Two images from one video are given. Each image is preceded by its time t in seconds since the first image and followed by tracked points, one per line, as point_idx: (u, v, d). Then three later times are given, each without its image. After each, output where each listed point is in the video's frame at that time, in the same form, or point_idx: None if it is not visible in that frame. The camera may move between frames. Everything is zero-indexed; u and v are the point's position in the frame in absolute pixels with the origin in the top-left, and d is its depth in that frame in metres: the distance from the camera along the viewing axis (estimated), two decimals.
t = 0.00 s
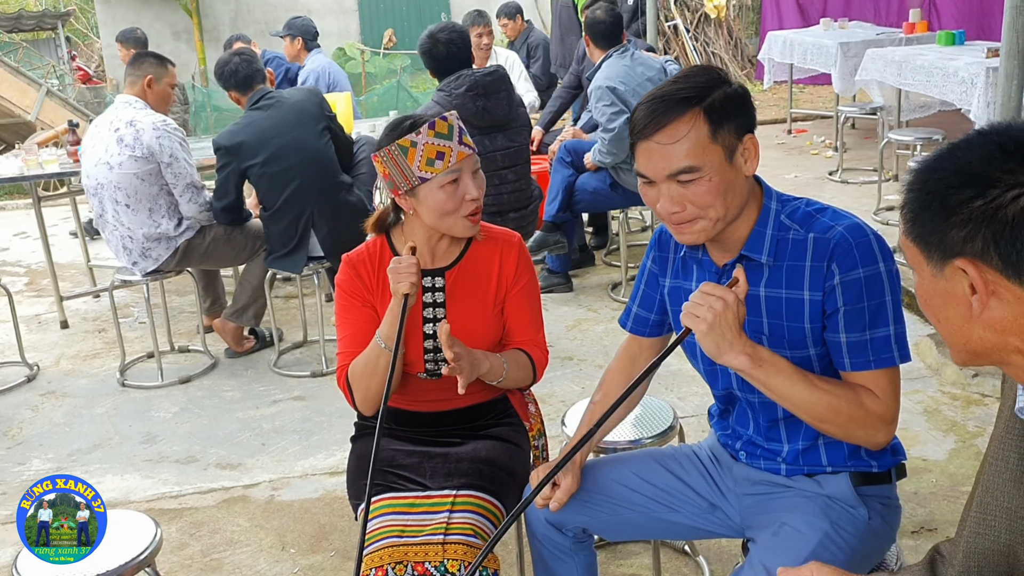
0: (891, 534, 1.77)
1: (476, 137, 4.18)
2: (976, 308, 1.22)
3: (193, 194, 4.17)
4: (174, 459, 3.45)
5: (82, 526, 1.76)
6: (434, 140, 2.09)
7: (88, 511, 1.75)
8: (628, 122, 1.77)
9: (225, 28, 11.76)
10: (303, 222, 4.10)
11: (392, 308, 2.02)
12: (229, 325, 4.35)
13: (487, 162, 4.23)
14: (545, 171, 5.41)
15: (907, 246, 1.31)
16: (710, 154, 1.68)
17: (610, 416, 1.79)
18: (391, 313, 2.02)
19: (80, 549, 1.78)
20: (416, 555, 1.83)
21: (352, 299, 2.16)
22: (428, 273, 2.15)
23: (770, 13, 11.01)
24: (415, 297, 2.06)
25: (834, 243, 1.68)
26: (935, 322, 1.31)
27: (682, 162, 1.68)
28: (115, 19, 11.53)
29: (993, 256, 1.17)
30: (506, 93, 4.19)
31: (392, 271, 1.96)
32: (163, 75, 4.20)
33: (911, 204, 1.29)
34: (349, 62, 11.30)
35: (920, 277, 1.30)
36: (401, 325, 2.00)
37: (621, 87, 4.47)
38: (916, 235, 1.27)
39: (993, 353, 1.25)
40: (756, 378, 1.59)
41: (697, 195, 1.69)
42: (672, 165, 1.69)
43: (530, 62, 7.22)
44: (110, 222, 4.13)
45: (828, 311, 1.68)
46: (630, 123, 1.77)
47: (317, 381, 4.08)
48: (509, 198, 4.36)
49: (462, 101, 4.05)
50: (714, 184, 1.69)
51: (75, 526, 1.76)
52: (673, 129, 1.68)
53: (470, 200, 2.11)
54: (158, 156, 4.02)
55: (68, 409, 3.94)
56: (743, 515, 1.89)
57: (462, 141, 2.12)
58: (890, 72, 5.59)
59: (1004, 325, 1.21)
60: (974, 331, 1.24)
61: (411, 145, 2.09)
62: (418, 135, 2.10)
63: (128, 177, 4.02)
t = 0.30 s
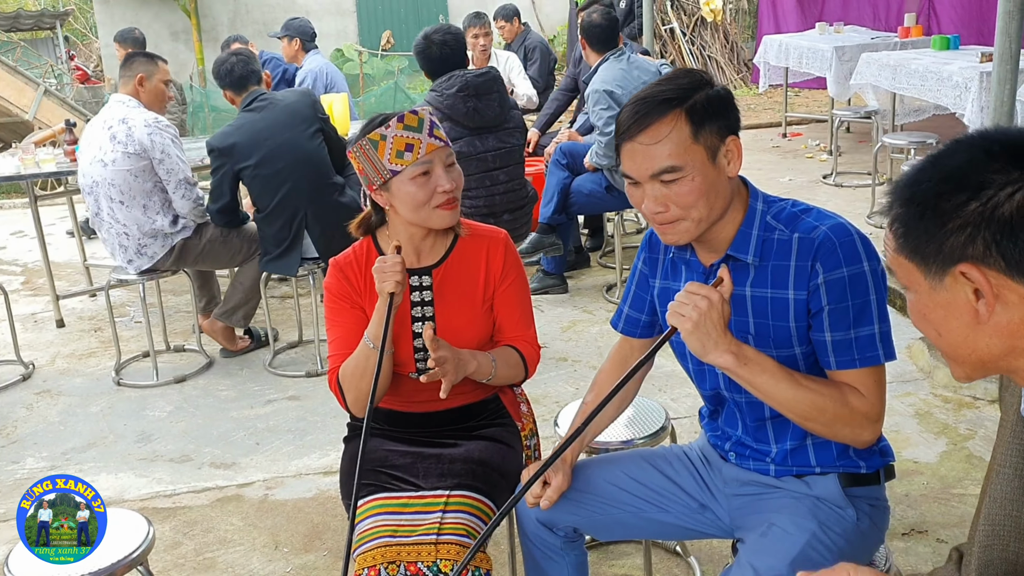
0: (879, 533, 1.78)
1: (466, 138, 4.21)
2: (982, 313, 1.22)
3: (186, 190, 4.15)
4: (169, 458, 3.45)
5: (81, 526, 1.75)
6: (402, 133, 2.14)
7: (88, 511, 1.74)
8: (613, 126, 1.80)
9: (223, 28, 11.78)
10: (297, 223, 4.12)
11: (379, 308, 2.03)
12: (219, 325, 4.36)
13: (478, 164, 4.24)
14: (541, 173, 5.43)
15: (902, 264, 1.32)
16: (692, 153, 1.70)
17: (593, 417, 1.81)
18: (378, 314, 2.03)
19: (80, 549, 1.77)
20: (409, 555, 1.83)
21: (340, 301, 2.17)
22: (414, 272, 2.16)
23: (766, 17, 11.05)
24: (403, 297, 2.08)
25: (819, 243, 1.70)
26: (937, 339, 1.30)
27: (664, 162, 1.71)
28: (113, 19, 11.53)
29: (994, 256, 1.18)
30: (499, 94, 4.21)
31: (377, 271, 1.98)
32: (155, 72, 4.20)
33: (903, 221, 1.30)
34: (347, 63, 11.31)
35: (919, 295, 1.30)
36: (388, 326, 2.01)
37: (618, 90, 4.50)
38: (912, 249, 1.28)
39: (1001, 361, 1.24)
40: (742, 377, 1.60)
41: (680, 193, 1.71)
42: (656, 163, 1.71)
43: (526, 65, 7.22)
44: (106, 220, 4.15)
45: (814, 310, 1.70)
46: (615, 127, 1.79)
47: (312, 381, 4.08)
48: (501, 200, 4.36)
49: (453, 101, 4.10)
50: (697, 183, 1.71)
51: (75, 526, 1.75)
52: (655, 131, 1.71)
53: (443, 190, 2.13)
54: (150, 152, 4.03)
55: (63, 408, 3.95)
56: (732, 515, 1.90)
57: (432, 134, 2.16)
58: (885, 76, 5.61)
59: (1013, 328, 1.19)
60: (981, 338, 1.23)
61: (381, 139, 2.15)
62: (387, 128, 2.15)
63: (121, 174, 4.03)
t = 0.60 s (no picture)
0: (847, 534, 1.79)
1: (442, 141, 4.20)
2: (981, 300, 1.24)
3: (157, 192, 4.12)
4: (142, 462, 3.43)
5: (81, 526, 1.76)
6: (362, 137, 2.14)
7: (88, 510, 1.76)
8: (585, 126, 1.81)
9: (202, 30, 11.72)
10: (275, 224, 4.11)
11: (341, 312, 2.04)
12: (190, 329, 4.37)
13: (454, 168, 4.25)
14: (518, 176, 5.44)
15: (896, 249, 1.33)
16: (662, 153, 1.72)
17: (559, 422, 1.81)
18: (340, 319, 2.04)
19: (80, 548, 1.78)
20: (377, 558, 1.84)
21: (306, 306, 2.17)
22: (380, 275, 2.16)
23: (743, 21, 11.13)
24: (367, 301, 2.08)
25: (786, 243, 1.71)
26: (930, 324, 1.32)
27: (633, 161, 1.72)
28: (90, 20, 11.43)
29: (998, 245, 1.20)
30: (474, 97, 4.22)
31: (338, 275, 1.99)
32: (125, 73, 4.18)
33: (902, 204, 1.30)
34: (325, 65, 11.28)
35: (914, 280, 1.31)
36: (350, 331, 2.01)
37: (597, 94, 4.52)
38: (911, 233, 1.29)
39: (995, 348, 1.27)
40: (709, 376, 1.61)
41: (650, 193, 1.72)
42: (626, 162, 1.73)
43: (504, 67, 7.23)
44: (77, 223, 4.11)
45: (780, 310, 1.71)
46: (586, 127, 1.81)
47: (287, 385, 4.07)
48: (478, 204, 4.35)
49: (427, 105, 4.09)
50: (667, 183, 1.72)
51: (75, 526, 1.76)
52: (624, 131, 1.72)
53: (404, 195, 2.13)
54: (120, 154, 4.01)
55: (35, 413, 3.92)
56: (703, 516, 1.91)
57: (392, 138, 2.16)
58: (859, 80, 5.66)
59: (1011, 315, 1.22)
60: (977, 325, 1.26)
61: (340, 143, 2.15)
62: (347, 133, 2.15)
63: (92, 176, 4.01)
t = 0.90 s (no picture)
0: (785, 527, 1.82)
1: (387, 143, 4.18)
2: (935, 285, 1.30)
3: (93, 194, 4.03)
4: (80, 467, 3.36)
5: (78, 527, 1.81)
6: (298, 133, 2.13)
7: (87, 511, 1.81)
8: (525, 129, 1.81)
9: (143, 28, 11.51)
10: (219, 221, 4.06)
11: (280, 312, 2.02)
12: (130, 332, 4.27)
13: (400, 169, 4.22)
14: (464, 176, 5.44)
15: (856, 231, 1.38)
16: (604, 155, 1.72)
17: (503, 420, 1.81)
18: (280, 318, 2.02)
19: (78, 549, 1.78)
20: (318, 560, 1.82)
21: (245, 306, 2.15)
22: (320, 278, 2.16)
23: (688, 24, 11.25)
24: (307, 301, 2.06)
25: (724, 241, 1.73)
26: (882, 306, 1.38)
27: (576, 162, 1.72)
28: (26, 16, 11.13)
29: (956, 233, 1.26)
30: (420, 97, 4.21)
31: (277, 274, 1.97)
32: (61, 71, 4.09)
33: (867, 185, 1.36)
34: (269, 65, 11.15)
35: (870, 263, 1.37)
36: (290, 330, 1.99)
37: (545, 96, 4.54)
38: (873, 214, 1.34)
39: (943, 334, 1.33)
40: (652, 373, 1.62)
41: (592, 197, 1.73)
42: (567, 167, 1.73)
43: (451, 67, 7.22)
44: (11, 225, 4.00)
45: (721, 307, 1.73)
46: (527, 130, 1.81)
47: (229, 387, 4.01)
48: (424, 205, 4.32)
49: (373, 106, 4.08)
50: (610, 184, 1.73)
51: (75, 526, 1.80)
52: (566, 132, 1.73)
53: (341, 192, 2.12)
54: (56, 154, 3.92)
55: None
56: (645, 511, 1.92)
57: (329, 134, 2.16)
58: (799, 82, 5.76)
59: (961, 302, 1.29)
60: (929, 310, 1.32)
61: (276, 140, 2.14)
62: (283, 129, 2.14)
63: (27, 177, 3.92)
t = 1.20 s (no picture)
0: (731, 522, 1.84)
1: (337, 142, 4.15)
2: (883, 273, 1.33)
3: (37, 197, 3.94)
4: (23, 473, 3.29)
5: (80, 525, 2.46)
6: (251, 138, 2.10)
7: (88, 510, 2.43)
8: (574, 62, 1.90)
9: (89, 25, 11.30)
10: (168, 219, 4.01)
11: (231, 312, 2.00)
12: (76, 334, 4.19)
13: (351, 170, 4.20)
14: (417, 175, 5.43)
15: (812, 215, 1.40)
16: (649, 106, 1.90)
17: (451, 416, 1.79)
18: (231, 318, 1.99)
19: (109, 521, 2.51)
20: (268, 562, 1.80)
21: (195, 304, 2.12)
22: (275, 276, 2.13)
23: (641, 24, 11.33)
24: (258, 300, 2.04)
25: (688, 222, 1.80)
26: (828, 292, 1.41)
27: (634, 97, 1.86)
28: None
29: (910, 223, 1.29)
30: (371, 97, 4.17)
31: (230, 273, 1.95)
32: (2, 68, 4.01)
33: (827, 169, 1.38)
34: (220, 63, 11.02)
35: (821, 248, 1.39)
36: (240, 330, 1.97)
37: (499, 95, 4.54)
38: (830, 199, 1.36)
39: (886, 321, 1.36)
40: (599, 362, 1.63)
41: (638, 132, 1.84)
42: (624, 97, 1.85)
43: (403, 66, 7.20)
44: None
45: (681, 285, 1.78)
46: (574, 64, 1.90)
47: (178, 389, 3.96)
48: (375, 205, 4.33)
49: (323, 105, 4.04)
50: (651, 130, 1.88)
51: (82, 520, 2.45)
52: (629, 70, 1.87)
53: (294, 198, 2.10)
54: None
55: None
56: (596, 509, 1.94)
57: (283, 139, 2.12)
58: (748, 83, 5.84)
59: (907, 291, 1.32)
60: (875, 298, 1.34)
61: (229, 144, 2.11)
62: (236, 133, 2.11)
63: None
